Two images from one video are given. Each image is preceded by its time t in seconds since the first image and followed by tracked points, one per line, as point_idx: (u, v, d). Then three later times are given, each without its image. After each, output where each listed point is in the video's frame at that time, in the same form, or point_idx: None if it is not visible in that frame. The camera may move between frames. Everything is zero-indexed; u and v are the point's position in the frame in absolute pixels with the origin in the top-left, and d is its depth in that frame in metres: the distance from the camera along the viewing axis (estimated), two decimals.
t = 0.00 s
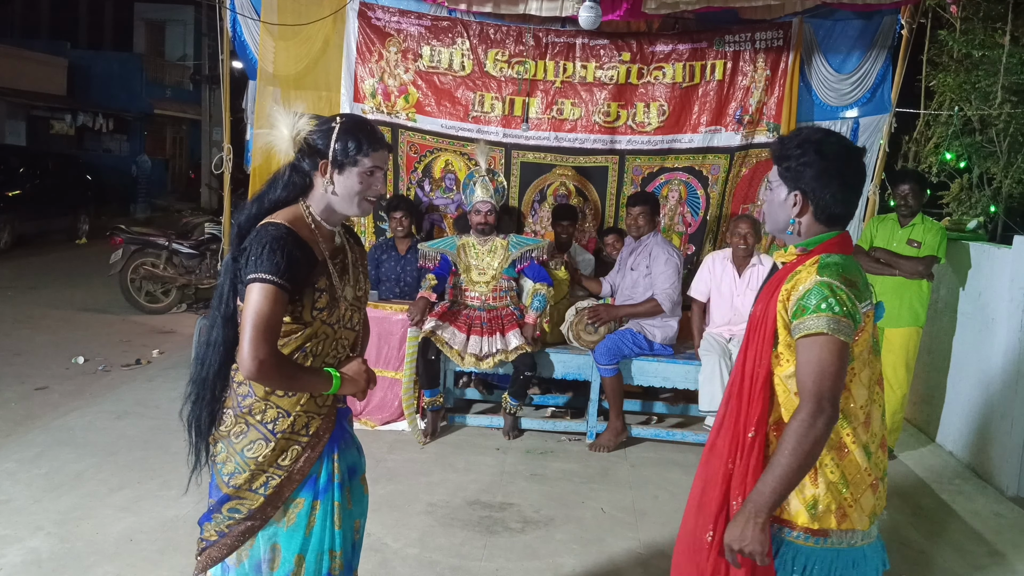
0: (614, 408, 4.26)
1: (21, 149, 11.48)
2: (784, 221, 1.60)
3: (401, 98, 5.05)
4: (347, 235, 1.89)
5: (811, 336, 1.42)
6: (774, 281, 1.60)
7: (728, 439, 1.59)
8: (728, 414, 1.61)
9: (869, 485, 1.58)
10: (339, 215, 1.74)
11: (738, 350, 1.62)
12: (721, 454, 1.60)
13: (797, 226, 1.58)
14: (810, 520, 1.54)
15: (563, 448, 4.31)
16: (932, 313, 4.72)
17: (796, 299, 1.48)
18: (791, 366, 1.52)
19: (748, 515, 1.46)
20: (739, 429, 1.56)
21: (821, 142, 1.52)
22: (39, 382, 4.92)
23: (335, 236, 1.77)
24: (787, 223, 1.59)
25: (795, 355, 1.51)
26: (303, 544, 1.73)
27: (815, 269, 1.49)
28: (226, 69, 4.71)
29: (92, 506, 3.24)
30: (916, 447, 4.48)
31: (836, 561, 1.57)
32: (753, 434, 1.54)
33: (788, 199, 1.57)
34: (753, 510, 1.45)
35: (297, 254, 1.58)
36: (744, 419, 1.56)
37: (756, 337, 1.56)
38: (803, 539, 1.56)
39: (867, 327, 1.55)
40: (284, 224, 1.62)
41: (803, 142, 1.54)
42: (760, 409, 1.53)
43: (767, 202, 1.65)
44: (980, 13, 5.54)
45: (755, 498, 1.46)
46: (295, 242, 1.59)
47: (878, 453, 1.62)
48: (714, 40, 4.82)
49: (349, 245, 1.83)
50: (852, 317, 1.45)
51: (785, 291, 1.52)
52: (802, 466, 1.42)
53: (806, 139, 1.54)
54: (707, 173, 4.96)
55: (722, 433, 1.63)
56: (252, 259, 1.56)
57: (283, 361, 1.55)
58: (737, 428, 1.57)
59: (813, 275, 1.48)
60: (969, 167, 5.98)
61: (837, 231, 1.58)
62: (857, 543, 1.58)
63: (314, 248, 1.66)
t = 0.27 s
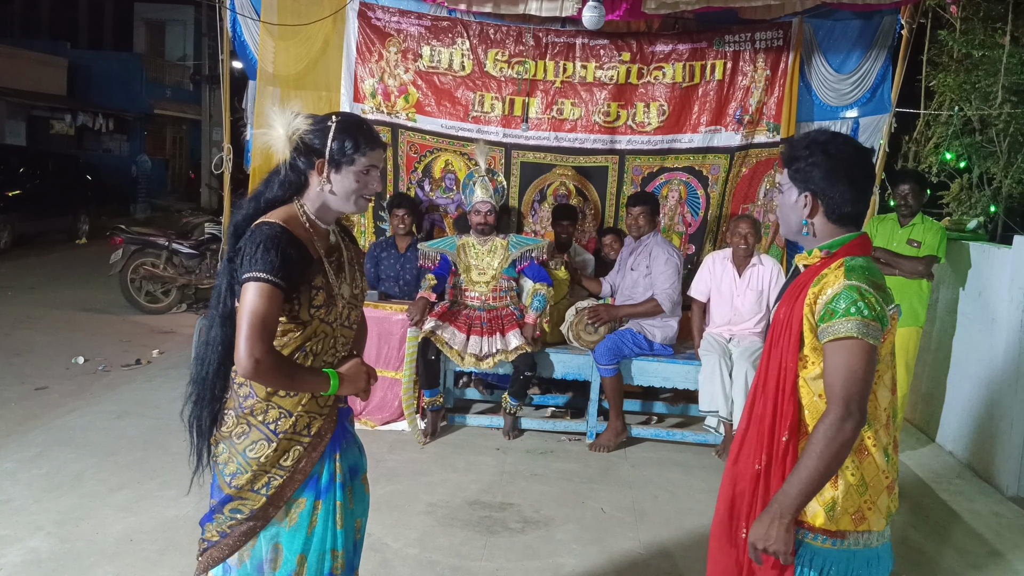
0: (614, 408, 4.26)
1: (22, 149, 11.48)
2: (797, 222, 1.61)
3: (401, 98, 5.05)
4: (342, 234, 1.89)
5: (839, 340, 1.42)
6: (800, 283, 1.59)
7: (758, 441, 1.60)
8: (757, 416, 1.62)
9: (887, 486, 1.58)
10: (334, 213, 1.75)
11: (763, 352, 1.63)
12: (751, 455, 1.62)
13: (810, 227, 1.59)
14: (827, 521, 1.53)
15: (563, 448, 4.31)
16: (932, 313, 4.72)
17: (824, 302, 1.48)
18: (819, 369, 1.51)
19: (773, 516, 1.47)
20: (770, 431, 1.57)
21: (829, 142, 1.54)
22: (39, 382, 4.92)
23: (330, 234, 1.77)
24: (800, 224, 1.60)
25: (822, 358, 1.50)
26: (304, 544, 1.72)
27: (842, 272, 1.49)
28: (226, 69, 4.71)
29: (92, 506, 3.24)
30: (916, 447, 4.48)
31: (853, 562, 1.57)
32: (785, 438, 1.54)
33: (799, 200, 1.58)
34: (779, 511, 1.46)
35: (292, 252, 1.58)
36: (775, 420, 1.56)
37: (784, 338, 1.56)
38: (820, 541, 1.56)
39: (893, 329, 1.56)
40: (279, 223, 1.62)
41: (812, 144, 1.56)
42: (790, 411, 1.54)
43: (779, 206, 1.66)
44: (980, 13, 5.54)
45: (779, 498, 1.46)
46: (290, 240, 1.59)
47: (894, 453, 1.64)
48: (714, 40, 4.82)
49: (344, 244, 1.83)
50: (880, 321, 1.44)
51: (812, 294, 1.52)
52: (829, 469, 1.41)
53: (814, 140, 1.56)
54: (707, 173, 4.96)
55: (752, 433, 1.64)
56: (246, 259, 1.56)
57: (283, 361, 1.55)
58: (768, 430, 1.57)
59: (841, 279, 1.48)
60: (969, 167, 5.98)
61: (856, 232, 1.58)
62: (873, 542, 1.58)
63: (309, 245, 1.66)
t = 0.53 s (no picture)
0: (614, 407, 4.26)
1: (22, 149, 11.49)
2: (828, 228, 1.59)
3: (401, 98, 5.05)
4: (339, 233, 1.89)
5: (850, 343, 1.41)
6: (814, 286, 1.59)
7: (765, 443, 1.60)
8: (765, 416, 1.62)
9: (893, 490, 1.59)
10: (330, 211, 1.75)
11: (774, 353, 1.63)
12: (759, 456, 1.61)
13: (843, 228, 1.58)
14: (837, 527, 1.54)
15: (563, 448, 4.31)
16: (932, 312, 4.72)
17: (837, 306, 1.48)
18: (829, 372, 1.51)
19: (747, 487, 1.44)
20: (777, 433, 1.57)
21: (843, 143, 1.56)
22: (39, 382, 4.92)
23: (327, 233, 1.77)
24: (833, 227, 1.59)
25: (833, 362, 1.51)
26: (304, 544, 1.72)
27: (858, 275, 1.49)
28: (226, 69, 4.71)
29: (92, 506, 3.24)
30: (916, 447, 4.48)
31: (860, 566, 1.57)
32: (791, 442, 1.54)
33: (826, 204, 1.57)
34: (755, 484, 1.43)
35: (286, 250, 1.58)
36: (781, 422, 1.57)
37: (797, 339, 1.56)
38: (829, 545, 1.56)
39: (904, 337, 1.57)
40: (274, 222, 1.62)
41: (822, 145, 1.57)
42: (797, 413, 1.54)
43: (795, 220, 1.63)
44: (980, 13, 5.54)
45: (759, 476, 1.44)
46: (284, 238, 1.59)
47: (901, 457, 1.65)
48: (714, 40, 4.82)
49: (341, 242, 1.83)
50: (893, 326, 1.44)
51: (825, 298, 1.52)
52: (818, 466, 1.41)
53: (825, 141, 1.57)
54: (707, 173, 4.96)
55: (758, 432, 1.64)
56: (242, 257, 1.56)
57: (280, 361, 1.55)
58: (774, 430, 1.58)
59: (855, 283, 1.48)
60: (969, 167, 5.98)
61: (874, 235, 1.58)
62: (881, 547, 1.59)
63: (305, 243, 1.66)
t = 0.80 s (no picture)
0: (614, 408, 4.26)
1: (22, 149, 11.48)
2: (845, 231, 1.58)
3: (401, 98, 5.05)
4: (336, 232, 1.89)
5: (847, 344, 1.42)
6: (820, 289, 1.60)
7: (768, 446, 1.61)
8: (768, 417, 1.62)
9: (897, 494, 1.60)
10: (325, 210, 1.75)
11: (779, 354, 1.63)
12: (762, 459, 1.61)
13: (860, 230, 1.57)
14: (841, 529, 1.54)
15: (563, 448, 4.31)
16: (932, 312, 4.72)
17: (839, 306, 1.49)
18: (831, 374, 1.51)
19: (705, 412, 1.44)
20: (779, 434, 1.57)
21: (852, 145, 1.56)
22: (39, 382, 4.92)
23: (324, 231, 1.77)
24: (850, 230, 1.58)
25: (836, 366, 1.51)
26: (304, 542, 1.72)
27: (863, 278, 1.49)
28: (226, 70, 4.71)
29: (92, 506, 3.24)
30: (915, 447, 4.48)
31: (864, 567, 1.57)
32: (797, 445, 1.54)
33: (842, 207, 1.56)
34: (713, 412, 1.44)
35: (281, 248, 1.57)
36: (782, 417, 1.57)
37: (800, 343, 1.57)
38: (833, 548, 1.56)
39: (909, 340, 1.57)
40: (270, 220, 1.62)
41: (832, 147, 1.57)
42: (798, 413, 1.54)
43: (808, 228, 1.61)
44: (980, 13, 5.54)
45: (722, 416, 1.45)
46: (279, 236, 1.59)
47: (906, 459, 1.66)
48: (713, 40, 4.82)
49: (338, 241, 1.83)
50: (893, 331, 1.45)
51: (829, 300, 1.53)
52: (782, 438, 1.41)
53: (834, 144, 1.57)
54: (707, 173, 4.96)
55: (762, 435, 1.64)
56: (237, 256, 1.57)
57: (276, 359, 1.55)
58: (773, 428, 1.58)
59: (859, 285, 1.49)
60: (969, 167, 5.99)
61: (886, 236, 1.58)
62: (884, 549, 1.60)
63: (300, 241, 1.66)
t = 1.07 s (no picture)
0: (614, 408, 4.26)
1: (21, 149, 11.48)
2: (838, 233, 1.58)
3: (401, 98, 5.05)
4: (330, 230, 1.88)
5: (837, 346, 1.43)
6: (816, 290, 1.60)
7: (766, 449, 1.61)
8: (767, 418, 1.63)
9: (898, 496, 1.61)
10: (319, 209, 1.75)
11: (778, 356, 1.63)
12: (761, 463, 1.62)
13: (853, 233, 1.57)
14: (839, 531, 1.54)
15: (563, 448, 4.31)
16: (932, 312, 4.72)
17: (832, 307, 1.49)
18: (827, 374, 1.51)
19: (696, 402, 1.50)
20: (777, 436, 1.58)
21: (847, 147, 1.56)
22: (40, 382, 4.92)
23: (317, 229, 1.77)
24: (844, 233, 1.58)
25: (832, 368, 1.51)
26: (304, 542, 1.72)
27: (857, 279, 1.49)
28: (226, 70, 4.71)
29: (92, 506, 3.24)
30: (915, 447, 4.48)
31: (865, 570, 1.58)
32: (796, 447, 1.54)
33: (836, 209, 1.57)
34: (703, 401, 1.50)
35: (274, 248, 1.57)
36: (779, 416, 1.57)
37: (794, 349, 1.57)
38: (832, 552, 1.56)
39: (906, 340, 1.58)
40: (262, 220, 1.62)
41: (827, 150, 1.57)
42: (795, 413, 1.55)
43: (802, 230, 1.61)
44: (980, 14, 5.54)
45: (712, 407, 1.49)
46: (271, 235, 1.58)
47: (908, 458, 1.66)
48: (714, 40, 4.82)
49: (332, 238, 1.82)
50: (886, 330, 1.44)
51: (822, 301, 1.53)
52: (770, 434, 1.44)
53: (829, 147, 1.57)
54: (707, 173, 4.96)
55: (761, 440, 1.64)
56: (230, 257, 1.57)
57: (274, 360, 1.55)
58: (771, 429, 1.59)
59: (852, 286, 1.48)
60: (969, 167, 5.99)
61: (887, 235, 1.57)
62: (885, 550, 1.60)
63: (293, 239, 1.65)
